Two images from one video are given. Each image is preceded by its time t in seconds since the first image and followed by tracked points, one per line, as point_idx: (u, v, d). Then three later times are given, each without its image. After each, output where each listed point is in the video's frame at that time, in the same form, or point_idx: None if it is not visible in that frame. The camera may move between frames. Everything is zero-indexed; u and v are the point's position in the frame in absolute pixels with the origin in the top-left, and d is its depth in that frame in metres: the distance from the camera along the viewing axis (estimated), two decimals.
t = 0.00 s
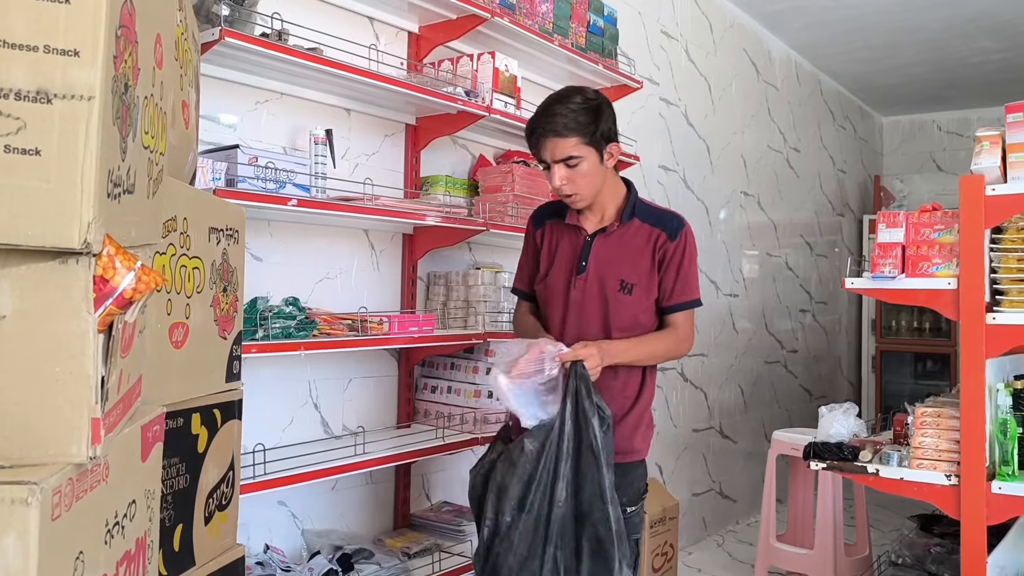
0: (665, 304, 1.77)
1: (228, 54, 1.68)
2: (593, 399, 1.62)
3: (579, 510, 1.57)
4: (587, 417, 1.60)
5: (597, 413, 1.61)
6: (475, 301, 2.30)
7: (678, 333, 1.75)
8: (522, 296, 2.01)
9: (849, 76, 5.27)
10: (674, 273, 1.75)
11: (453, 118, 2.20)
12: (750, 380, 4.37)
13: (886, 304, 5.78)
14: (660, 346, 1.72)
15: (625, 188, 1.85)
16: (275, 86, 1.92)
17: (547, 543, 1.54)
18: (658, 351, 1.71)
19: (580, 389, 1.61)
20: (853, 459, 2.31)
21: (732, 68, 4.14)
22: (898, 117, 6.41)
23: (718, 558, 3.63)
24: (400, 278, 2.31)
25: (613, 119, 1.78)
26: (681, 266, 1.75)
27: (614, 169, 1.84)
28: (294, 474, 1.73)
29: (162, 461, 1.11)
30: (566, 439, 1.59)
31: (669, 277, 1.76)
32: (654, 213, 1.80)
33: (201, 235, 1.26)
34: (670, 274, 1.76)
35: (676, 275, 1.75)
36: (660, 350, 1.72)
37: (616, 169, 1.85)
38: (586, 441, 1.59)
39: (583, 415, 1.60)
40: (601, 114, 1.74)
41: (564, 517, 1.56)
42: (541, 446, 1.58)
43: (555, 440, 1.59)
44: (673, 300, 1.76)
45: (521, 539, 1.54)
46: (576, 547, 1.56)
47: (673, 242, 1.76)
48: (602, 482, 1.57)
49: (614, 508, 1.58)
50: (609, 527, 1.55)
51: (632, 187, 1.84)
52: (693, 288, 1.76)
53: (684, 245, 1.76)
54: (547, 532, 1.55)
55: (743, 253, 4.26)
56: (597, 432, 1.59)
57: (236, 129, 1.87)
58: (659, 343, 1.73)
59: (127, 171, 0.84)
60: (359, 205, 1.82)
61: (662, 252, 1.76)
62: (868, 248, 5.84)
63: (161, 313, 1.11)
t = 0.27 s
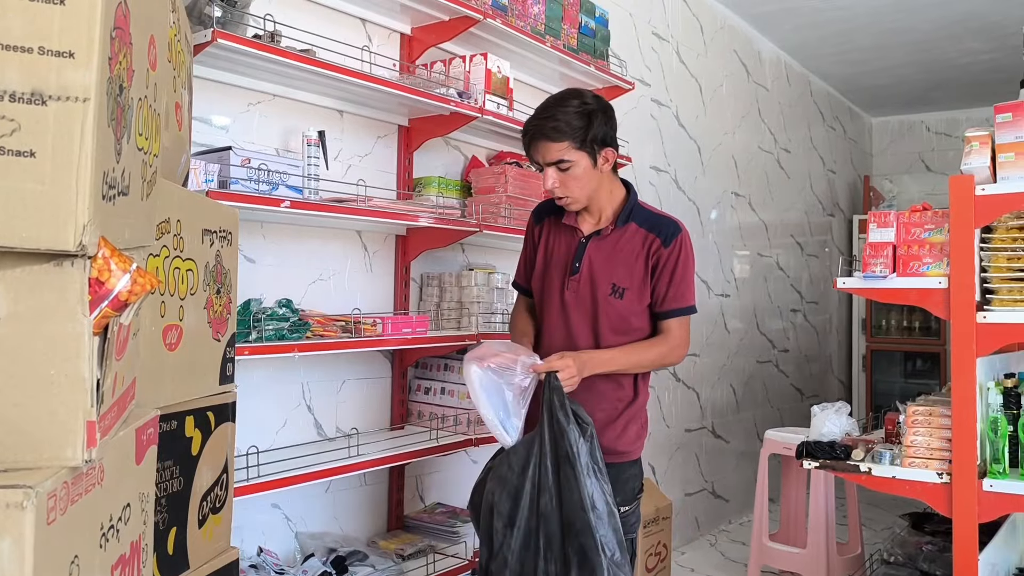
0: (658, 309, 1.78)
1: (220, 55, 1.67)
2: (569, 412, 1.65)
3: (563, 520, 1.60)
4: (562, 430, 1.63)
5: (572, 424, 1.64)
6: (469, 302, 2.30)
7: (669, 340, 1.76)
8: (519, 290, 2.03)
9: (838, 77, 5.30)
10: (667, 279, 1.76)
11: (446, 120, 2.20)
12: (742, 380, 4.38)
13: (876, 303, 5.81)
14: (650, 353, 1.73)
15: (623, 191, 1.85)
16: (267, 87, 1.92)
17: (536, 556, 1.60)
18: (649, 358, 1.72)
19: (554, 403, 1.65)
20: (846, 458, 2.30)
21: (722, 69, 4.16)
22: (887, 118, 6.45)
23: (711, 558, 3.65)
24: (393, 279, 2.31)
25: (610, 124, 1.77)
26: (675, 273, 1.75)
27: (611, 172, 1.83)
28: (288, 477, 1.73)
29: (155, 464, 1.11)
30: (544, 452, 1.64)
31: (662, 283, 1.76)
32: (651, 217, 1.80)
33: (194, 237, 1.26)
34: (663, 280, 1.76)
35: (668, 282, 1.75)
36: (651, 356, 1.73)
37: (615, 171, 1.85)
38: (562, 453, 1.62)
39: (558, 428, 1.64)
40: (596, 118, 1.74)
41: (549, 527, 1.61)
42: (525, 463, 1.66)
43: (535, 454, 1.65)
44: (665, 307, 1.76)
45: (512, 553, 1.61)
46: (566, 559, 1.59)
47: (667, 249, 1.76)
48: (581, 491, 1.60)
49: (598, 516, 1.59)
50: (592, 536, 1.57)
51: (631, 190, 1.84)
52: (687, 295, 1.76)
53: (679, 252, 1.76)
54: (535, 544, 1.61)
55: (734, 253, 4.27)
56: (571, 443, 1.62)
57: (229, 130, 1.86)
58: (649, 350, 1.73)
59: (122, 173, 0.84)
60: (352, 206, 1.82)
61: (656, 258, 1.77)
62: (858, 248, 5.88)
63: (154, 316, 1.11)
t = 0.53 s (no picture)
0: (646, 312, 1.78)
1: (204, 57, 1.66)
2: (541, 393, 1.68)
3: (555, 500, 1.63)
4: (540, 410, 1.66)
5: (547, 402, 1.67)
6: (457, 303, 2.29)
7: (659, 343, 1.75)
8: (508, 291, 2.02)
9: (827, 75, 5.31)
10: (655, 282, 1.75)
11: (433, 120, 2.19)
12: (732, 379, 4.39)
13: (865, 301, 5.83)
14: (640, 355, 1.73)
15: (614, 193, 1.85)
16: (253, 88, 1.91)
17: (539, 536, 1.60)
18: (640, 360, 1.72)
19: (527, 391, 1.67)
20: (835, 456, 2.31)
21: (711, 68, 4.17)
22: (875, 116, 6.47)
23: (702, 556, 3.65)
24: (381, 281, 2.30)
25: (605, 126, 1.78)
26: (662, 276, 1.75)
27: (604, 174, 1.83)
28: (275, 480, 1.72)
29: (139, 469, 1.10)
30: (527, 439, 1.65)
31: (650, 286, 1.76)
32: (641, 220, 1.80)
33: (178, 240, 1.25)
34: (651, 283, 1.75)
35: (656, 284, 1.75)
36: (638, 359, 1.73)
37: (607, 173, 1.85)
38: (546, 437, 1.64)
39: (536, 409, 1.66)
40: (592, 121, 1.73)
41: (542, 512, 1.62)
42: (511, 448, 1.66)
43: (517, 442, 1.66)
44: (653, 309, 1.76)
45: (514, 535, 1.61)
46: (562, 532, 1.62)
47: (656, 252, 1.75)
48: (569, 469, 1.63)
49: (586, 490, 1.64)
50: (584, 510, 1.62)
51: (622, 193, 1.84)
52: (676, 298, 1.76)
53: (667, 255, 1.75)
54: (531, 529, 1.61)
55: (724, 252, 4.28)
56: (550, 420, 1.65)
57: (214, 132, 1.85)
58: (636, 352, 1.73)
59: (101, 177, 0.83)
60: (339, 208, 1.81)
61: (644, 261, 1.76)
62: (847, 246, 5.90)
63: (137, 320, 1.10)
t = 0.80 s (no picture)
0: (641, 307, 1.78)
1: (189, 54, 1.65)
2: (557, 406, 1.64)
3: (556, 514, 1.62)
4: (554, 425, 1.62)
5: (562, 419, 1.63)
6: (448, 300, 2.29)
7: (654, 337, 1.76)
8: (494, 289, 2.01)
9: (819, 70, 5.30)
10: (650, 277, 1.76)
11: (423, 117, 2.18)
12: (727, 374, 4.39)
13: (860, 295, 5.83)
14: (635, 351, 1.73)
15: (603, 188, 1.84)
16: (240, 85, 1.89)
17: (537, 550, 1.59)
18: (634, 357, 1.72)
19: (543, 401, 1.63)
20: (827, 451, 2.31)
21: (703, 64, 4.16)
22: (869, 111, 6.47)
23: (697, 552, 3.65)
24: (371, 278, 2.29)
25: (595, 121, 1.78)
26: (657, 271, 1.75)
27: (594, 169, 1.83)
28: (265, 478, 1.71)
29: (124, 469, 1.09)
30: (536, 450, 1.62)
31: (645, 281, 1.76)
32: (632, 215, 1.80)
33: (163, 238, 1.24)
34: (647, 278, 1.76)
35: (651, 279, 1.76)
36: (636, 354, 1.73)
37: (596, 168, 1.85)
38: (555, 451, 1.62)
39: (550, 423, 1.62)
40: (584, 116, 1.73)
41: (543, 524, 1.60)
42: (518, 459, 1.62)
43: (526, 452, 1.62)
44: (648, 304, 1.77)
45: (508, 548, 1.59)
46: (560, 546, 1.62)
47: (650, 246, 1.76)
48: (574, 485, 1.62)
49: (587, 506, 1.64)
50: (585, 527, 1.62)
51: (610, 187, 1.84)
52: (670, 291, 1.77)
53: (660, 249, 1.76)
54: (529, 541, 1.60)
55: (718, 248, 4.28)
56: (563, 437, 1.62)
57: (201, 130, 1.84)
58: (634, 348, 1.73)
59: (78, 174, 0.82)
60: (327, 205, 1.81)
61: (638, 256, 1.77)
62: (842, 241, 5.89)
63: (121, 318, 1.09)
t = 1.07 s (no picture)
0: (637, 308, 1.79)
1: (185, 58, 1.65)
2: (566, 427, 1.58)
3: (563, 535, 1.57)
4: (561, 447, 1.57)
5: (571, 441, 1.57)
6: (446, 303, 2.28)
7: (649, 338, 1.77)
8: (488, 292, 2.00)
9: (819, 71, 5.30)
10: (647, 278, 1.77)
11: (420, 120, 2.18)
12: (727, 376, 4.38)
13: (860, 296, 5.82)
14: (632, 353, 1.73)
15: (598, 190, 1.85)
16: (237, 89, 1.90)
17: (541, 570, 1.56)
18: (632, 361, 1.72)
19: (551, 420, 1.58)
20: (826, 453, 2.30)
21: (702, 65, 4.16)
22: (868, 112, 6.46)
23: (698, 554, 3.64)
24: (370, 281, 2.29)
25: (591, 122, 1.78)
26: (653, 272, 1.76)
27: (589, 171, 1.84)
28: (263, 483, 1.71)
29: (119, 473, 1.09)
30: (542, 470, 1.57)
31: (642, 282, 1.77)
32: (626, 216, 1.81)
33: (158, 242, 1.24)
34: (643, 279, 1.77)
35: (648, 280, 1.77)
36: (634, 356, 1.73)
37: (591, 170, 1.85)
38: (563, 471, 1.57)
39: (557, 446, 1.57)
40: (580, 118, 1.73)
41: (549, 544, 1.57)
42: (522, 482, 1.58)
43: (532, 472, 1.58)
44: (645, 305, 1.78)
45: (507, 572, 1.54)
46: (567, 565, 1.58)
47: (645, 247, 1.77)
48: (583, 506, 1.57)
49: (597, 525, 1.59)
50: (595, 545, 1.57)
51: (604, 189, 1.84)
52: (665, 292, 1.78)
53: (656, 251, 1.77)
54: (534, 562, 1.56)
55: (718, 250, 4.27)
56: (571, 461, 1.56)
57: (198, 134, 1.85)
58: (633, 351, 1.74)
59: (70, 179, 0.82)
60: (324, 208, 1.81)
61: (634, 257, 1.77)
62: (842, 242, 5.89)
63: (116, 322, 1.09)
